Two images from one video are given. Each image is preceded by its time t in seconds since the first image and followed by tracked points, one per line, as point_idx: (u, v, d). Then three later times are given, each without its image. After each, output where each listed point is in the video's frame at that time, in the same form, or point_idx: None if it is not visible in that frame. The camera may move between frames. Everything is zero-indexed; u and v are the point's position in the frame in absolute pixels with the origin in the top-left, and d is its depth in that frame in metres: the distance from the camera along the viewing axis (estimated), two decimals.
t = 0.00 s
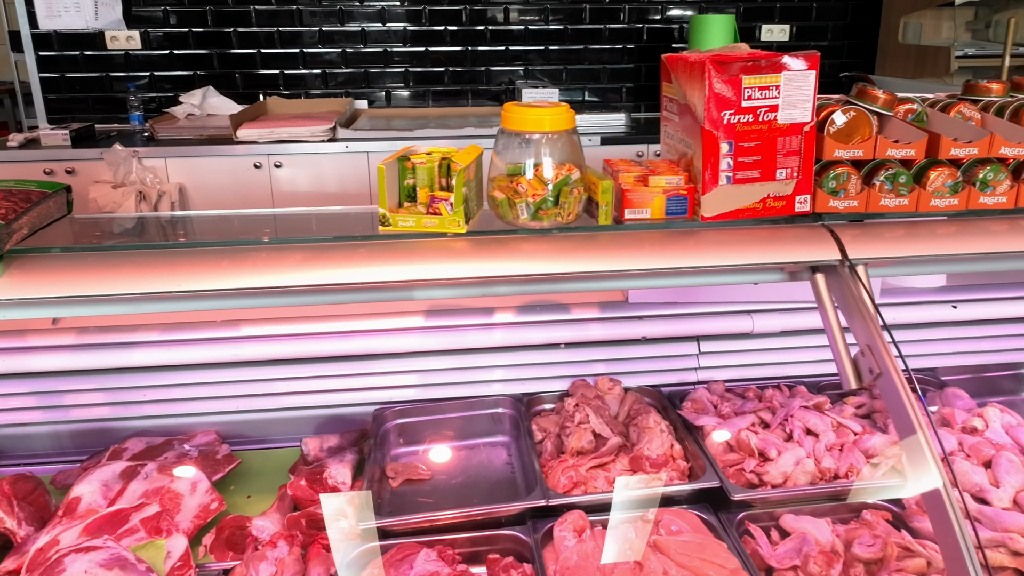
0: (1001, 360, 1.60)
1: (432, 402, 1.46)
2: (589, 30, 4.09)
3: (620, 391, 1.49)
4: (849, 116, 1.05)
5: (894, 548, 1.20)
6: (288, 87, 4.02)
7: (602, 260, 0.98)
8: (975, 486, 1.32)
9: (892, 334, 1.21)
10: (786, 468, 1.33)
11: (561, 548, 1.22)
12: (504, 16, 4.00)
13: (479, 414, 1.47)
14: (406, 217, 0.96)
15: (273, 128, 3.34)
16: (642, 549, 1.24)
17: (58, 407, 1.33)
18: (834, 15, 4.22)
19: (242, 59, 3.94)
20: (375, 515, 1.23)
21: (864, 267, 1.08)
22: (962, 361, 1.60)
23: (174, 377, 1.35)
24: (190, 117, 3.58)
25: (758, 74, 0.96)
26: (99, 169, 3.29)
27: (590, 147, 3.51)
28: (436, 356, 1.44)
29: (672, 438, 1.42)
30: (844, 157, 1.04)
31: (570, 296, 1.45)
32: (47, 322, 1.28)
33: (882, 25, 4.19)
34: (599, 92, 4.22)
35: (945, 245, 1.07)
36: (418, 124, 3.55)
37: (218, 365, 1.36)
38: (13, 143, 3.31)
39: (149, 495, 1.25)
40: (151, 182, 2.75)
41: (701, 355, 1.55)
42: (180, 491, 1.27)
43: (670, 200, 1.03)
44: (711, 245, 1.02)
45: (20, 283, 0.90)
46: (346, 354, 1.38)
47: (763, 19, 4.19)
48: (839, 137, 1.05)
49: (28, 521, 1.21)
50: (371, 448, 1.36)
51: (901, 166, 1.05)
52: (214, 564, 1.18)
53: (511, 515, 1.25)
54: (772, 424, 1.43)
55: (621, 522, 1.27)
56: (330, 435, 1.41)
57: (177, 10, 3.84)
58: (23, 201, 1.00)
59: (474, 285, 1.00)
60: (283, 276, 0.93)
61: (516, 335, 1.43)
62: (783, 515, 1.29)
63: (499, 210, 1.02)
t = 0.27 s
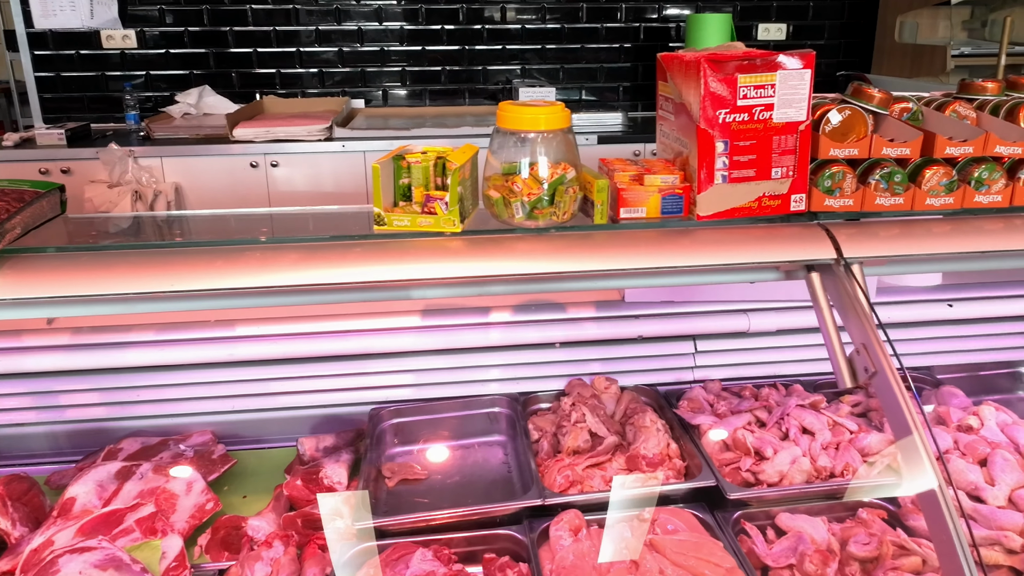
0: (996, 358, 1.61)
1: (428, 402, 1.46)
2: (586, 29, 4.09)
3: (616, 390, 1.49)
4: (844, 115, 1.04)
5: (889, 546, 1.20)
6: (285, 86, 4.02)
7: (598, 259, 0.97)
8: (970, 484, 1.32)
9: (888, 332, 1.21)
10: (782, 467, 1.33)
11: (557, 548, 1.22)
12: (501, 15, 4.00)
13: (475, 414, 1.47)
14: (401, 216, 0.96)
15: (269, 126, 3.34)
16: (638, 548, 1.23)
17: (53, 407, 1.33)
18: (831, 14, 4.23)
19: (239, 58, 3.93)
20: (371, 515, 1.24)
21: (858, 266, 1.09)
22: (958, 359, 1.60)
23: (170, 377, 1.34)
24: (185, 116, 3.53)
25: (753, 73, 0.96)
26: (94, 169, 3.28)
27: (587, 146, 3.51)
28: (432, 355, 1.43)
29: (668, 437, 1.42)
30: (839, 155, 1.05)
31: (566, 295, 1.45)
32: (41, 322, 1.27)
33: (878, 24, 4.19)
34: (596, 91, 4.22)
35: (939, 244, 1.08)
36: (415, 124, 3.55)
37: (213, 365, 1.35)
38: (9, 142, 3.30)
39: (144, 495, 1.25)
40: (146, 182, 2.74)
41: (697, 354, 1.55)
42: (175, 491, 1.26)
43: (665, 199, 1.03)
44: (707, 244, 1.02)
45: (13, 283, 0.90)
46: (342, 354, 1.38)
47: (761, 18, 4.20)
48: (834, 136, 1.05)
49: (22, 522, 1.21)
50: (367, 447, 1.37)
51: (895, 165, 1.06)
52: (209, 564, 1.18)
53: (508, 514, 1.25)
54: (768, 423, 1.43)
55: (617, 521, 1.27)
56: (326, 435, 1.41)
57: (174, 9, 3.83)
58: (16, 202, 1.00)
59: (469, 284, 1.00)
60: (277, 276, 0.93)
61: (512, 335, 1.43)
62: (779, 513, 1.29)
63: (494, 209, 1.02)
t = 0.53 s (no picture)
0: (990, 356, 1.61)
1: (423, 401, 1.45)
2: (581, 27, 4.08)
3: (611, 389, 1.49)
4: (838, 113, 1.05)
5: (883, 544, 1.21)
6: (279, 85, 4.00)
7: (592, 258, 0.97)
8: (964, 482, 1.33)
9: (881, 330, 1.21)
10: (777, 465, 1.33)
11: (553, 547, 1.22)
12: (497, 13, 3.99)
13: (470, 413, 1.46)
14: (394, 215, 0.96)
15: (263, 125, 3.32)
16: (632, 546, 1.24)
17: (45, 408, 1.32)
18: (826, 13, 4.23)
19: (232, 56, 3.92)
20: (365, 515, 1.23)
21: (853, 265, 1.09)
22: (953, 357, 1.60)
23: (163, 377, 1.34)
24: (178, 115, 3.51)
25: (747, 71, 0.96)
26: (87, 168, 3.26)
27: (582, 144, 3.51)
28: (427, 355, 1.43)
29: (664, 436, 1.42)
30: (834, 154, 1.05)
31: (561, 294, 1.44)
32: (32, 322, 1.27)
33: (873, 22, 4.20)
34: (592, 90, 4.22)
35: (933, 242, 1.09)
36: (410, 122, 3.54)
37: (207, 365, 1.35)
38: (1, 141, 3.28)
39: (137, 496, 1.24)
40: (140, 181, 2.73)
41: (693, 353, 1.55)
42: (167, 492, 1.26)
43: (659, 198, 1.03)
44: (701, 242, 1.02)
45: (3, 283, 0.89)
46: (336, 354, 1.37)
47: (755, 16, 4.20)
48: (829, 134, 1.05)
49: (14, 523, 1.20)
50: (361, 446, 1.35)
51: (890, 164, 1.06)
52: (202, 566, 1.18)
53: (502, 514, 1.25)
54: (763, 422, 1.43)
55: (612, 520, 1.27)
56: (320, 435, 1.41)
57: (167, 7, 3.81)
58: (5, 202, 0.99)
59: (464, 283, 0.99)
60: (269, 276, 0.92)
61: (507, 334, 1.42)
62: (773, 512, 1.29)
63: (487, 208, 1.01)
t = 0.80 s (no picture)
0: (980, 354, 1.62)
1: (413, 402, 1.44)
2: (573, 25, 4.08)
3: (602, 389, 1.48)
4: (827, 112, 1.05)
5: (873, 543, 1.21)
6: (269, 84, 3.98)
7: (580, 259, 0.96)
8: (953, 481, 1.33)
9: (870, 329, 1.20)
10: (767, 465, 1.33)
11: (541, 549, 1.21)
12: (488, 11, 3.98)
13: (461, 414, 1.45)
14: (380, 216, 0.95)
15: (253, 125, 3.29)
16: (622, 548, 1.23)
17: (29, 412, 1.30)
18: (817, 11, 4.24)
19: (222, 55, 3.90)
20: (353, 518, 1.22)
21: (841, 265, 1.09)
22: (943, 356, 1.61)
23: (148, 380, 1.32)
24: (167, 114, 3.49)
25: (736, 70, 0.96)
26: (74, 168, 3.24)
27: (574, 143, 3.50)
28: (416, 356, 1.42)
29: (654, 436, 1.41)
30: (822, 153, 1.05)
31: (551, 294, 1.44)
32: (15, 325, 1.25)
33: (864, 21, 4.21)
34: (584, 88, 4.21)
35: (922, 241, 1.09)
36: (401, 121, 3.53)
37: (193, 367, 1.33)
38: None
39: (121, 501, 1.24)
40: (128, 181, 2.71)
41: (683, 352, 1.55)
42: (153, 496, 1.25)
43: (648, 197, 1.02)
44: (690, 242, 1.02)
45: None
46: (325, 355, 1.36)
47: (747, 15, 4.22)
48: (818, 133, 1.06)
49: None
50: (350, 448, 1.34)
51: (879, 163, 1.06)
52: (188, 571, 1.17)
53: (490, 516, 1.24)
54: (753, 421, 1.43)
55: (603, 521, 1.26)
56: (308, 437, 1.39)
57: (155, 6, 3.78)
58: None
59: (452, 284, 0.99)
60: (254, 278, 0.91)
61: (496, 334, 1.42)
62: (763, 512, 1.29)
63: (474, 208, 1.00)
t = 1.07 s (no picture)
0: (961, 351, 1.62)
1: (395, 405, 1.43)
2: (559, 23, 4.07)
3: (585, 390, 1.47)
4: (807, 111, 1.06)
5: (854, 544, 1.21)
6: (252, 82, 3.95)
7: (558, 262, 0.96)
8: (935, 480, 1.37)
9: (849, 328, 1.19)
10: (749, 466, 1.33)
11: (522, 554, 1.20)
12: (474, 9, 3.96)
13: (444, 417, 1.45)
14: (354, 218, 0.93)
15: (235, 124, 3.26)
16: (603, 551, 1.22)
17: None
18: (802, 10, 4.25)
19: (204, 53, 3.86)
20: (335, 525, 1.21)
21: (821, 265, 1.10)
22: (924, 354, 1.61)
23: (123, 386, 1.30)
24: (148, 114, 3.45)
25: (714, 69, 0.95)
26: (53, 169, 3.19)
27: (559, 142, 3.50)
28: (398, 358, 1.41)
29: (638, 437, 1.41)
30: (802, 153, 1.05)
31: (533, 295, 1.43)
32: None
33: (848, 19, 4.23)
34: (570, 86, 4.21)
35: (901, 240, 1.09)
36: (386, 120, 3.50)
37: (169, 372, 1.31)
38: None
39: (94, 510, 1.23)
40: (107, 182, 2.68)
41: (667, 352, 1.54)
42: (127, 504, 1.24)
43: (627, 199, 1.02)
44: (669, 243, 1.01)
45: None
46: (304, 359, 1.35)
47: (732, 12, 4.22)
48: (797, 133, 1.06)
49: None
50: (329, 455, 1.34)
51: (858, 163, 1.07)
52: None
53: (472, 520, 1.24)
54: (736, 421, 1.44)
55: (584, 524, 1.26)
56: (287, 442, 1.38)
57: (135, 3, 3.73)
58: None
59: (430, 288, 0.99)
60: (226, 283, 0.90)
61: (479, 336, 1.40)
62: (746, 512, 1.29)
63: (450, 211, 0.99)
